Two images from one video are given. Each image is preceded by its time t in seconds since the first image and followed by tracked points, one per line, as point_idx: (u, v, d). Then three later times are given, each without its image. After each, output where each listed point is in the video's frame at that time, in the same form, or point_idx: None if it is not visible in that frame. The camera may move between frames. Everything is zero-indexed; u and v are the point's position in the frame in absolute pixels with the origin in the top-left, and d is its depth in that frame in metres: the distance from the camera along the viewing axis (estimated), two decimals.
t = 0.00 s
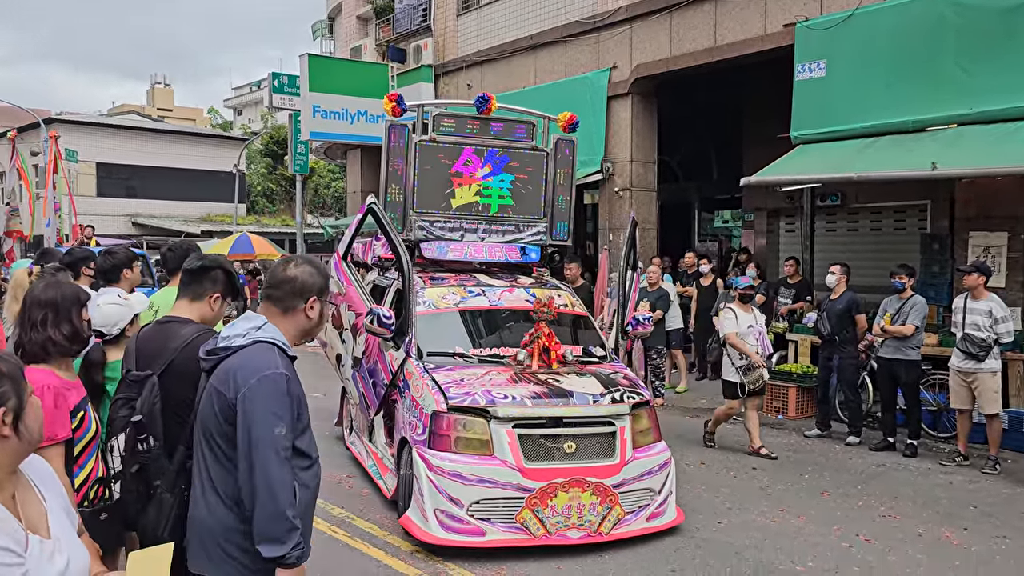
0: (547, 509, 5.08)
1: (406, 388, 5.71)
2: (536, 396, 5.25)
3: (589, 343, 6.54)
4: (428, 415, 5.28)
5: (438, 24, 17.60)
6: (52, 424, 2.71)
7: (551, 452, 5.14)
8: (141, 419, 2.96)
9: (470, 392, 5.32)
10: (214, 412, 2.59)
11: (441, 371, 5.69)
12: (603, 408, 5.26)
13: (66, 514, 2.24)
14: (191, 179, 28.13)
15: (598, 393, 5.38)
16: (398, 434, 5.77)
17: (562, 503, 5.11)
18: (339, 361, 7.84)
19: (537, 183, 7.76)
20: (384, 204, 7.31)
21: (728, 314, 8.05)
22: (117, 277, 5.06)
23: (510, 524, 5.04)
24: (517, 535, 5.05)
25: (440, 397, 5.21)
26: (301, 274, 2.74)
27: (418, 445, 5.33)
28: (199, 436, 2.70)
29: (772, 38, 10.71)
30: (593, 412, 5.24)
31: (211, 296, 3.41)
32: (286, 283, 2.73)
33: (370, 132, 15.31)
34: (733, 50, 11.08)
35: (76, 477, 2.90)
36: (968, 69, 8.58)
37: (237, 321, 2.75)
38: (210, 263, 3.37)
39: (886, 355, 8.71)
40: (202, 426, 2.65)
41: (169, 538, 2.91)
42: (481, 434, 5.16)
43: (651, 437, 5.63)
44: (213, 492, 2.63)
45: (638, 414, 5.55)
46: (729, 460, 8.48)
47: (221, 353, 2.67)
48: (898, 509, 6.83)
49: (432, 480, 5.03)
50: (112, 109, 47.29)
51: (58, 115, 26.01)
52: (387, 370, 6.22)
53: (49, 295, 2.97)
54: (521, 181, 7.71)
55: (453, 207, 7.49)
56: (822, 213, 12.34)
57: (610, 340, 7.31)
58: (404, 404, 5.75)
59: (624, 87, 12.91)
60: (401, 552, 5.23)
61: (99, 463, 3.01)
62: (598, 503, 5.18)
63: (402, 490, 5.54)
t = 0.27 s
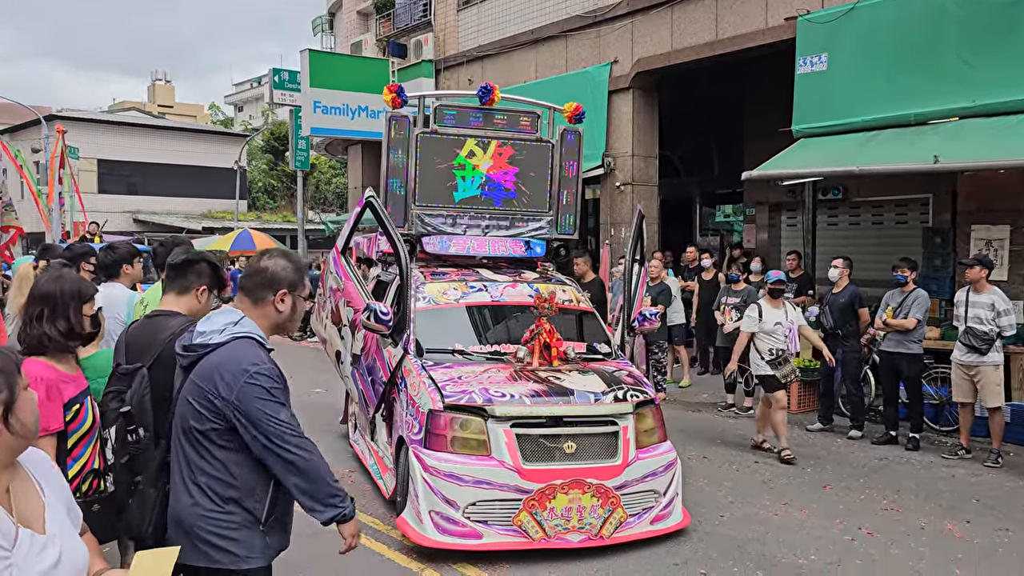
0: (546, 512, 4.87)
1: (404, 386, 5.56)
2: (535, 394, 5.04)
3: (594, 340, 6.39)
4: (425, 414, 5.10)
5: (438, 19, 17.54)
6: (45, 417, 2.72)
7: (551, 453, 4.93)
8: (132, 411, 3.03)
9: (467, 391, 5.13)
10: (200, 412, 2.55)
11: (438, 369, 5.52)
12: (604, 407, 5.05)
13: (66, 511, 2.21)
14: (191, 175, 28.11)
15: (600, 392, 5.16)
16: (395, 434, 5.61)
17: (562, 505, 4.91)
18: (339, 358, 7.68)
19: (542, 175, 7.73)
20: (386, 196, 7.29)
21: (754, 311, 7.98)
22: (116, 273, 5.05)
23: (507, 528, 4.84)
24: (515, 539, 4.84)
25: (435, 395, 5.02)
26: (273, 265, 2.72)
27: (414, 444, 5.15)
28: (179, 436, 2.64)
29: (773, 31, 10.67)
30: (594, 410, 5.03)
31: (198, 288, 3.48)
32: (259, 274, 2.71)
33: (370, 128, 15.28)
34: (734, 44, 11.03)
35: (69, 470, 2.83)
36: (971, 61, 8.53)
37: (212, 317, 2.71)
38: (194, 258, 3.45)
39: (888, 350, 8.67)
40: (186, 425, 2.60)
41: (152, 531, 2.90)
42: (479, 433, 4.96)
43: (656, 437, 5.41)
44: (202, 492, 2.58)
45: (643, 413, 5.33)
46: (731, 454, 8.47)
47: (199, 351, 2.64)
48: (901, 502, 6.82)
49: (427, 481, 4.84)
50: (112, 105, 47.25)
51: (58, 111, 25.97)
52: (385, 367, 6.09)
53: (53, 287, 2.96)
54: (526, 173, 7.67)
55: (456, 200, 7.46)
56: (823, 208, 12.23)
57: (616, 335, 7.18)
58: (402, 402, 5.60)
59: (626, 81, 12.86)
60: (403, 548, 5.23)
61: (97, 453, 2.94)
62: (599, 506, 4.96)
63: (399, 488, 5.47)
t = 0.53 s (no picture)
0: (543, 513, 4.67)
1: (400, 383, 5.37)
2: (533, 391, 4.82)
3: (596, 334, 6.22)
4: (419, 412, 4.89)
5: (437, 12, 17.50)
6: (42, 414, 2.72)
7: (550, 452, 4.71)
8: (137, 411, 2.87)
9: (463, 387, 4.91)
10: (179, 405, 2.54)
11: (435, 365, 5.31)
12: (605, 404, 4.82)
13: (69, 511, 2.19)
14: (190, 169, 28.06)
15: (600, 389, 4.94)
16: (392, 432, 5.40)
17: (559, 506, 4.71)
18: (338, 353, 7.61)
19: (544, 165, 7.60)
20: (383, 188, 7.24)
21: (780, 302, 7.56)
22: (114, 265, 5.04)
23: (502, 529, 4.65)
24: (510, 541, 4.65)
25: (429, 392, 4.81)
26: (238, 256, 2.70)
27: (409, 443, 4.95)
28: (156, 433, 2.61)
29: (772, 23, 10.64)
30: (594, 407, 4.80)
31: (193, 283, 3.48)
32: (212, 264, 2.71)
33: (369, 121, 15.24)
34: (733, 36, 11.00)
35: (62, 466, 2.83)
36: (971, 52, 8.51)
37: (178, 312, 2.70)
38: (194, 245, 3.45)
39: (887, 341, 8.67)
40: (166, 421, 2.58)
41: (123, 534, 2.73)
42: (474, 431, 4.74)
43: (659, 435, 5.17)
44: (191, 486, 2.54)
45: (646, 410, 5.09)
46: (731, 446, 8.47)
47: (168, 348, 2.62)
48: (900, 493, 6.82)
49: (420, 481, 4.63)
50: (110, 100, 47.17)
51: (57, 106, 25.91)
52: (382, 363, 6.02)
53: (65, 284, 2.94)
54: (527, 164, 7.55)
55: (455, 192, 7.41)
56: (823, 199, 12.25)
57: (620, 329, 6.96)
58: (399, 399, 5.40)
59: (625, 73, 12.83)
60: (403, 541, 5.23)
61: (87, 449, 2.97)
62: (598, 507, 4.76)
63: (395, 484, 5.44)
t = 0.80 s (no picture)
0: (540, 513, 4.43)
1: (394, 377, 5.13)
2: (530, 386, 4.56)
3: (599, 327, 5.96)
4: (412, 408, 4.65)
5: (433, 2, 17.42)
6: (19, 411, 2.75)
7: (548, 449, 4.46)
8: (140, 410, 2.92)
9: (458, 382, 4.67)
10: (136, 399, 2.51)
11: (430, 359, 5.06)
12: (605, 400, 4.56)
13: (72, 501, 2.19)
14: (187, 162, 27.99)
15: (601, 384, 4.66)
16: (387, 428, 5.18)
17: (558, 506, 4.46)
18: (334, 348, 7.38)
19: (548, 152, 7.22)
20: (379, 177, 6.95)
21: (812, 296, 6.96)
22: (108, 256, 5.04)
23: (498, 530, 4.41)
24: (506, 543, 4.41)
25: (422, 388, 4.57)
26: (208, 250, 2.67)
27: (402, 440, 4.71)
28: (116, 429, 2.58)
29: (770, 12, 10.61)
30: (594, 402, 4.54)
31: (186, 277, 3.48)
32: (187, 259, 2.65)
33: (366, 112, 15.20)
34: (731, 25, 10.96)
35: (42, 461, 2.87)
36: (968, 41, 8.50)
37: (143, 304, 2.67)
38: (185, 238, 3.46)
39: (885, 330, 8.66)
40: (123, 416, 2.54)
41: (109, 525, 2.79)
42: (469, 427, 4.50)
43: (663, 432, 4.91)
44: (148, 483, 2.50)
45: (649, 406, 4.82)
46: (730, 436, 8.48)
47: (127, 340, 2.60)
48: (898, 481, 6.83)
49: (412, 480, 4.40)
50: (106, 92, 46.98)
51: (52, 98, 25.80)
52: (376, 357, 5.78)
53: (50, 282, 2.95)
54: (529, 152, 7.17)
55: (454, 181, 7.05)
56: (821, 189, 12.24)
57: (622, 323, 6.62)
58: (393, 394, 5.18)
59: (623, 63, 12.79)
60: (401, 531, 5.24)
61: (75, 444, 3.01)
62: (598, 507, 4.51)
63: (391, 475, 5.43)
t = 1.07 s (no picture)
0: (542, 516, 4.26)
1: (392, 374, 4.96)
2: (531, 383, 4.35)
3: (605, 322, 5.74)
4: (410, 406, 4.48)
5: None
6: None
7: (550, 450, 4.28)
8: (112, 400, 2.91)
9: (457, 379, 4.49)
10: (119, 391, 2.51)
11: (428, 355, 4.88)
12: (610, 398, 4.35)
13: (73, 488, 2.20)
14: (186, 156, 27.96)
15: (605, 381, 4.46)
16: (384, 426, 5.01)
17: (560, 508, 4.28)
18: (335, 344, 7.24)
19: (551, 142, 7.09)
20: (377, 167, 6.81)
21: (847, 291, 6.55)
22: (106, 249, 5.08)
23: (498, 533, 4.24)
24: (506, 546, 4.24)
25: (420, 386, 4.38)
26: (191, 242, 2.61)
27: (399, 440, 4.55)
28: (98, 421, 2.57)
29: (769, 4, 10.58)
30: (597, 400, 4.34)
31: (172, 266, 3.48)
32: (174, 252, 2.60)
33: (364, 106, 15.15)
34: (730, 17, 10.93)
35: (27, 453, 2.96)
36: (966, 32, 8.47)
37: (120, 297, 2.67)
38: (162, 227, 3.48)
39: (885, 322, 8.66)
40: (104, 410, 2.54)
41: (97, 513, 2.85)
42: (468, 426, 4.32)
43: (670, 431, 4.72)
44: (135, 476, 2.53)
45: (655, 403, 4.63)
46: (729, 427, 8.48)
47: (106, 332, 2.59)
48: (897, 472, 6.84)
49: (410, 481, 4.24)
50: (104, 87, 46.88)
51: (50, 92, 25.74)
52: (374, 353, 5.61)
53: (28, 279, 3.02)
54: (532, 141, 7.05)
55: (455, 172, 6.93)
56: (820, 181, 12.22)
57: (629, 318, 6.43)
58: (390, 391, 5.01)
59: (621, 56, 12.77)
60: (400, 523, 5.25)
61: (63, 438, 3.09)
62: (601, 509, 4.33)
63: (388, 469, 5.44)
